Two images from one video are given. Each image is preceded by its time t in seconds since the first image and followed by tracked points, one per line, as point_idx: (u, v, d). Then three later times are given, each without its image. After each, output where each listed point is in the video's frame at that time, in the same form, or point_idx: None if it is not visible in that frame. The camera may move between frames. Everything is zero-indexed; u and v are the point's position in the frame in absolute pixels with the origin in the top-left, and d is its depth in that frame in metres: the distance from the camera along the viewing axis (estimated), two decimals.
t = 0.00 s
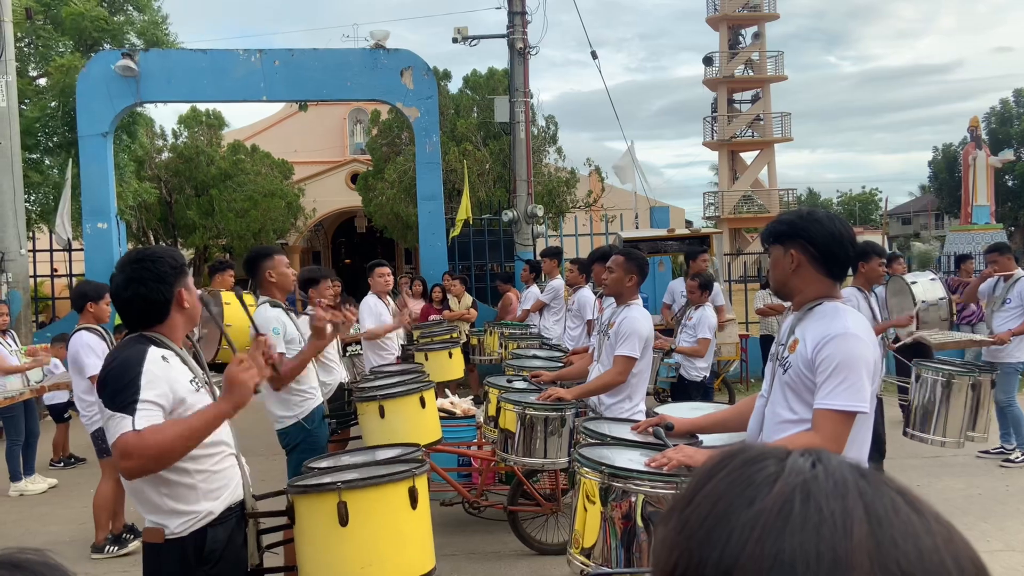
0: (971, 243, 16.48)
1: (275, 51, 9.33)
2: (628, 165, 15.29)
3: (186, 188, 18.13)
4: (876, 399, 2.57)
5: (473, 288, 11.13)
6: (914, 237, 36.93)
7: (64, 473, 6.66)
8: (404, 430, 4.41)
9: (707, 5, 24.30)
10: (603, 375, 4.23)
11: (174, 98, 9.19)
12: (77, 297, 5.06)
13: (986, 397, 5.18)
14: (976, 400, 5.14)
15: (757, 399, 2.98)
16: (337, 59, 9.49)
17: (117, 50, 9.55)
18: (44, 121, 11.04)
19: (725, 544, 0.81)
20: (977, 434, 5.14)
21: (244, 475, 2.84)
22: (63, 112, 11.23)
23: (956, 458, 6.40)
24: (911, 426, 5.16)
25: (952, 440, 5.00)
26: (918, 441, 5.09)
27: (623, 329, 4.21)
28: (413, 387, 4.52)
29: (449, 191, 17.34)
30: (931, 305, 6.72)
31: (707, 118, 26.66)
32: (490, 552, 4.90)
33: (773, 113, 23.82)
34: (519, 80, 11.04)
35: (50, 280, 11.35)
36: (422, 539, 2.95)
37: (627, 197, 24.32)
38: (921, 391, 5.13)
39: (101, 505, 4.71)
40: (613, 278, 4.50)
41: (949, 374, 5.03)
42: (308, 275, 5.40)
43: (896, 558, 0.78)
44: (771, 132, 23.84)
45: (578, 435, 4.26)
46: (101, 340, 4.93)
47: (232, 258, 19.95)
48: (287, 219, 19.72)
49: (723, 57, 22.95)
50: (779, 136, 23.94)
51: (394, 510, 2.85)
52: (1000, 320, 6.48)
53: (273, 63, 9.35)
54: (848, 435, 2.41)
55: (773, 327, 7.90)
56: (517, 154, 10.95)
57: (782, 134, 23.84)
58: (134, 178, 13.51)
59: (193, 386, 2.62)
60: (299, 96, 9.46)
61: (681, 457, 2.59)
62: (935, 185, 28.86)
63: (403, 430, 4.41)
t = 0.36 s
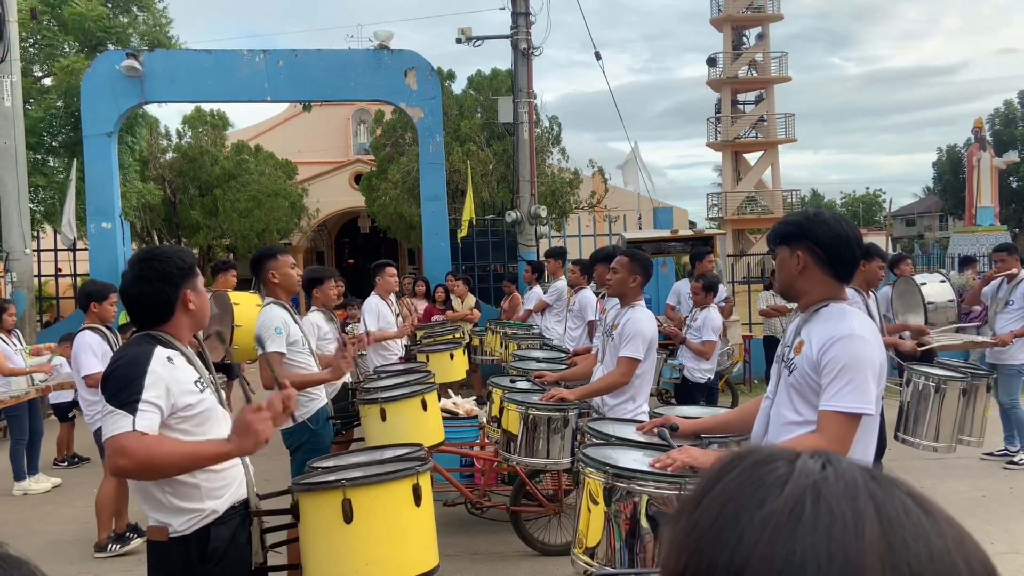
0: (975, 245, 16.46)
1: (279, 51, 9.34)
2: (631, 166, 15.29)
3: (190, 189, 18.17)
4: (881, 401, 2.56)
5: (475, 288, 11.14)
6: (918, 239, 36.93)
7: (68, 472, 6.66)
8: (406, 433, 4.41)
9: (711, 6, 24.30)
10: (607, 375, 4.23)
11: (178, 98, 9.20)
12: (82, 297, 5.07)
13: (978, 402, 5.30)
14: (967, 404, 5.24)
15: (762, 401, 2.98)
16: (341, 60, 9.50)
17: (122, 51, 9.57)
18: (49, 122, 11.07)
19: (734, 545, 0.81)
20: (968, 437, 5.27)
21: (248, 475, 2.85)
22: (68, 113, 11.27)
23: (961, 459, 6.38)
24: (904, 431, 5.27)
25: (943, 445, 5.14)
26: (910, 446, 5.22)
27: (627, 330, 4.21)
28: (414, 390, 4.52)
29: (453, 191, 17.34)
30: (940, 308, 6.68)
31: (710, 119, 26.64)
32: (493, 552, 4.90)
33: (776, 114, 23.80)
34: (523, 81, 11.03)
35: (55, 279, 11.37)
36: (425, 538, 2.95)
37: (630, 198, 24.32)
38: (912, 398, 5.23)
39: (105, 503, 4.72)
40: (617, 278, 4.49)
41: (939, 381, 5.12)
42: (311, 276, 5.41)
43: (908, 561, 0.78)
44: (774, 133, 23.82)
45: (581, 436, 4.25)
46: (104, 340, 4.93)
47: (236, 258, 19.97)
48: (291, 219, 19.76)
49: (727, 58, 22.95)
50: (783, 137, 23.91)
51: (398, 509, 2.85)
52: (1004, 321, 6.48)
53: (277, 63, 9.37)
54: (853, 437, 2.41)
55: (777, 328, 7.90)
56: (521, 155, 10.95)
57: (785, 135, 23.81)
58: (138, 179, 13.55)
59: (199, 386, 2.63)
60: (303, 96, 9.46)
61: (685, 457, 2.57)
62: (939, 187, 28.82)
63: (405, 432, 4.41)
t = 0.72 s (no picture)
0: (979, 247, 16.41)
1: (283, 53, 9.37)
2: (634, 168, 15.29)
3: (194, 191, 18.22)
4: (885, 403, 2.56)
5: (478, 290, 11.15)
6: (922, 241, 36.83)
7: (71, 474, 6.67)
8: (408, 434, 4.41)
9: (714, 8, 24.32)
10: (611, 378, 4.22)
11: (183, 100, 9.23)
12: (84, 299, 5.04)
13: (974, 401, 5.37)
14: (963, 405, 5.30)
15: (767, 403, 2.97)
16: (345, 62, 9.52)
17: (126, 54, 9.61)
18: (54, 125, 11.12)
19: (740, 546, 0.80)
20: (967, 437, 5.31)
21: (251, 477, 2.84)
22: (73, 116, 11.32)
23: (965, 462, 6.36)
24: (903, 436, 5.37)
25: (944, 447, 5.24)
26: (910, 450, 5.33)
27: (631, 332, 4.21)
28: (419, 393, 4.53)
29: (456, 194, 17.37)
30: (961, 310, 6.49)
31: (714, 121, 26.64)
32: (495, 555, 4.89)
33: (780, 116, 23.79)
34: (526, 83, 11.04)
35: (60, 281, 11.40)
36: (424, 539, 2.94)
37: (633, 200, 24.32)
38: (908, 402, 5.35)
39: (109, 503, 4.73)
40: (621, 280, 4.49)
41: (933, 385, 5.21)
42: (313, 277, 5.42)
43: (913, 563, 0.78)
44: (778, 135, 23.78)
45: (585, 438, 4.25)
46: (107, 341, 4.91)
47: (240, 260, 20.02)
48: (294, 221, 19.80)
49: (730, 61, 22.96)
50: (786, 139, 23.89)
51: (395, 512, 2.84)
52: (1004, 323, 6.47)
53: (281, 65, 9.40)
54: (857, 439, 2.40)
55: (781, 331, 7.89)
56: (524, 157, 10.96)
57: (789, 137, 23.79)
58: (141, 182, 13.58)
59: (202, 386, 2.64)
60: (307, 98, 9.48)
61: (688, 459, 2.57)
62: (944, 189, 28.77)
63: (407, 434, 4.41)
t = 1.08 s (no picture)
0: (979, 248, 16.41)
1: (282, 53, 9.36)
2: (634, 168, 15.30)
3: (193, 191, 18.22)
4: (884, 403, 2.55)
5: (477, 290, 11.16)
6: (922, 242, 36.84)
7: (71, 475, 6.66)
8: (407, 434, 4.41)
9: (713, 9, 24.35)
10: (610, 377, 4.22)
11: (182, 101, 9.23)
12: (86, 300, 5.03)
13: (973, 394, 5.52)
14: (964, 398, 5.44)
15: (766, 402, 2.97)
16: (344, 63, 9.52)
17: (126, 55, 9.61)
18: (54, 126, 11.12)
19: (738, 541, 0.80)
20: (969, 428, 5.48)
21: (249, 477, 2.84)
22: (73, 117, 11.33)
23: (965, 463, 6.36)
24: (907, 435, 5.35)
25: (948, 442, 5.23)
26: (914, 449, 5.32)
27: (631, 332, 4.21)
28: (417, 392, 4.52)
29: (456, 194, 17.38)
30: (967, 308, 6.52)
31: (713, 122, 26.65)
32: (495, 555, 4.89)
33: (779, 117, 23.81)
34: (526, 84, 11.05)
35: (59, 282, 11.39)
36: (413, 543, 2.93)
37: (633, 201, 24.33)
38: (908, 400, 5.34)
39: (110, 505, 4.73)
40: (621, 281, 4.49)
41: (931, 380, 5.22)
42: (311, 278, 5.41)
43: (909, 560, 0.77)
44: (777, 135, 23.79)
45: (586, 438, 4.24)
46: (105, 342, 4.91)
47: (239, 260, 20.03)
48: (294, 221, 19.80)
49: (729, 61, 23.00)
50: (786, 140, 23.90)
51: (381, 517, 2.82)
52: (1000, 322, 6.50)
53: (280, 66, 9.40)
54: (855, 438, 2.40)
55: (780, 331, 7.89)
56: (524, 157, 10.96)
57: (788, 137, 23.80)
58: (141, 184, 13.57)
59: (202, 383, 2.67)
60: (306, 99, 9.48)
61: (686, 459, 2.58)
62: (943, 190, 28.77)
63: (405, 433, 4.40)
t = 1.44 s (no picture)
0: (976, 247, 16.42)
1: (280, 53, 9.36)
2: (631, 168, 15.30)
3: (190, 191, 18.20)
4: (882, 403, 2.56)
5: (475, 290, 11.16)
6: (919, 241, 36.85)
7: (68, 475, 6.66)
8: (405, 432, 4.41)
9: (711, 9, 24.36)
10: (608, 377, 4.22)
11: (179, 101, 9.21)
12: (73, 304, 5.07)
13: (968, 398, 5.56)
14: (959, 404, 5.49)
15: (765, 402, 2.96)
16: (342, 63, 9.51)
17: (123, 55, 9.59)
18: (51, 126, 11.11)
19: (731, 537, 0.80)
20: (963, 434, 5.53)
21: (247, 476, 2.83)
22: (70, 117, 11.30)
23: (962, 462, 6.36)
24: (901, 439, 5.38)
25: (941, 449, 5.25)
26: (907, 453, 5.35)
27: (629, 331, 4.21)
28: (415, 390, 4.51)
29: (453, 194, 17.36)
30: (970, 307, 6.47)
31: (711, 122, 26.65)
32: (493, 555, 4.89)
33: (777, 117, 23.82)
34: (523, 84, 11.04)
35: (57, 282, 11.37)
36: (414, 542, 2.93)
37: (631, 201, 24.33)
38: (904, 403, 5.36)
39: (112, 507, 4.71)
40: (619, 281, 4.49)
41: (929, 387, 5.21)
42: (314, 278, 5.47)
43: (900, 555, 0.78)
44: (775, 135, 23.79)
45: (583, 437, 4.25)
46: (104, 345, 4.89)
47: (237, 261, 20.01)
48: (291, 222, 19.78)
49: (727, 61, 23.01)
50: (783, 140, 23.91)
51: (384, 516, 2.83)
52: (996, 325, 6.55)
53: (277, 66, 9.39)
54: (854, 439, 2.40)
55: (778, 330, 7.90)
56: (521, 157, 10.96)
57: (786, 137, 23.80)
58: (138, 184, 13.57)
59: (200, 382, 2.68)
60: (303, 99, 9.48)
61: (685, 459, 2.60)
62: (940, 190, 28.78)
63: (403, 432, 4.40)
